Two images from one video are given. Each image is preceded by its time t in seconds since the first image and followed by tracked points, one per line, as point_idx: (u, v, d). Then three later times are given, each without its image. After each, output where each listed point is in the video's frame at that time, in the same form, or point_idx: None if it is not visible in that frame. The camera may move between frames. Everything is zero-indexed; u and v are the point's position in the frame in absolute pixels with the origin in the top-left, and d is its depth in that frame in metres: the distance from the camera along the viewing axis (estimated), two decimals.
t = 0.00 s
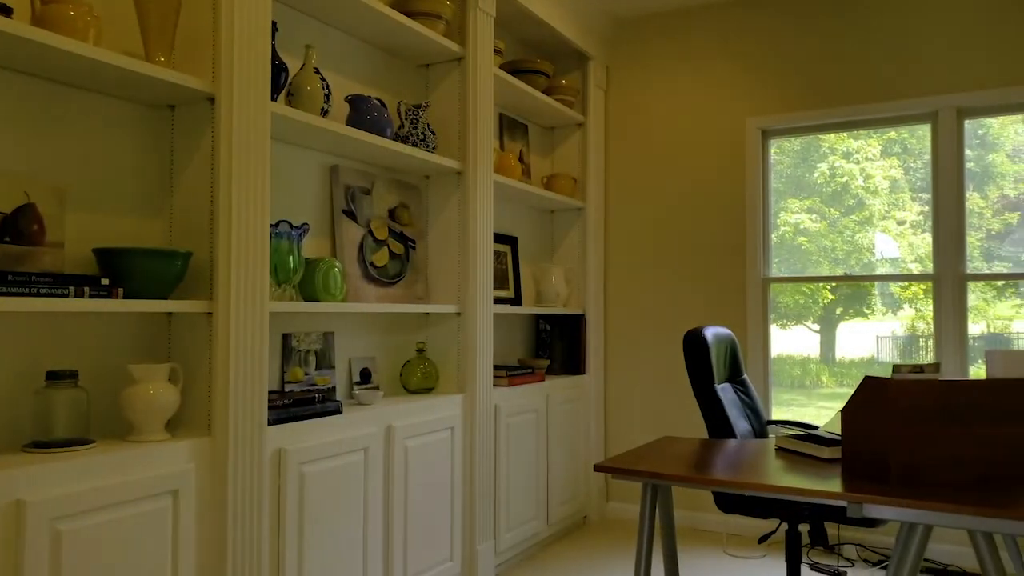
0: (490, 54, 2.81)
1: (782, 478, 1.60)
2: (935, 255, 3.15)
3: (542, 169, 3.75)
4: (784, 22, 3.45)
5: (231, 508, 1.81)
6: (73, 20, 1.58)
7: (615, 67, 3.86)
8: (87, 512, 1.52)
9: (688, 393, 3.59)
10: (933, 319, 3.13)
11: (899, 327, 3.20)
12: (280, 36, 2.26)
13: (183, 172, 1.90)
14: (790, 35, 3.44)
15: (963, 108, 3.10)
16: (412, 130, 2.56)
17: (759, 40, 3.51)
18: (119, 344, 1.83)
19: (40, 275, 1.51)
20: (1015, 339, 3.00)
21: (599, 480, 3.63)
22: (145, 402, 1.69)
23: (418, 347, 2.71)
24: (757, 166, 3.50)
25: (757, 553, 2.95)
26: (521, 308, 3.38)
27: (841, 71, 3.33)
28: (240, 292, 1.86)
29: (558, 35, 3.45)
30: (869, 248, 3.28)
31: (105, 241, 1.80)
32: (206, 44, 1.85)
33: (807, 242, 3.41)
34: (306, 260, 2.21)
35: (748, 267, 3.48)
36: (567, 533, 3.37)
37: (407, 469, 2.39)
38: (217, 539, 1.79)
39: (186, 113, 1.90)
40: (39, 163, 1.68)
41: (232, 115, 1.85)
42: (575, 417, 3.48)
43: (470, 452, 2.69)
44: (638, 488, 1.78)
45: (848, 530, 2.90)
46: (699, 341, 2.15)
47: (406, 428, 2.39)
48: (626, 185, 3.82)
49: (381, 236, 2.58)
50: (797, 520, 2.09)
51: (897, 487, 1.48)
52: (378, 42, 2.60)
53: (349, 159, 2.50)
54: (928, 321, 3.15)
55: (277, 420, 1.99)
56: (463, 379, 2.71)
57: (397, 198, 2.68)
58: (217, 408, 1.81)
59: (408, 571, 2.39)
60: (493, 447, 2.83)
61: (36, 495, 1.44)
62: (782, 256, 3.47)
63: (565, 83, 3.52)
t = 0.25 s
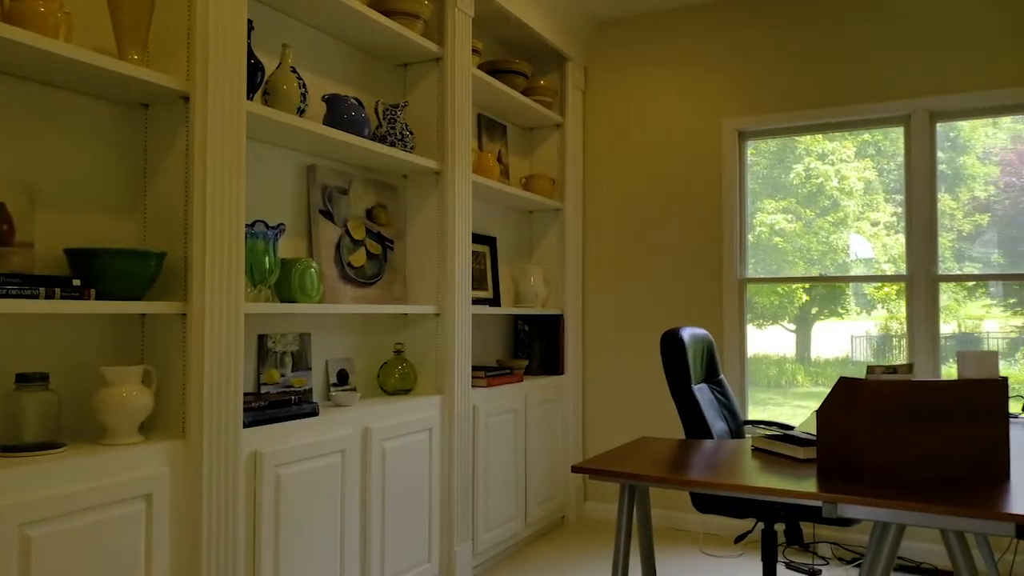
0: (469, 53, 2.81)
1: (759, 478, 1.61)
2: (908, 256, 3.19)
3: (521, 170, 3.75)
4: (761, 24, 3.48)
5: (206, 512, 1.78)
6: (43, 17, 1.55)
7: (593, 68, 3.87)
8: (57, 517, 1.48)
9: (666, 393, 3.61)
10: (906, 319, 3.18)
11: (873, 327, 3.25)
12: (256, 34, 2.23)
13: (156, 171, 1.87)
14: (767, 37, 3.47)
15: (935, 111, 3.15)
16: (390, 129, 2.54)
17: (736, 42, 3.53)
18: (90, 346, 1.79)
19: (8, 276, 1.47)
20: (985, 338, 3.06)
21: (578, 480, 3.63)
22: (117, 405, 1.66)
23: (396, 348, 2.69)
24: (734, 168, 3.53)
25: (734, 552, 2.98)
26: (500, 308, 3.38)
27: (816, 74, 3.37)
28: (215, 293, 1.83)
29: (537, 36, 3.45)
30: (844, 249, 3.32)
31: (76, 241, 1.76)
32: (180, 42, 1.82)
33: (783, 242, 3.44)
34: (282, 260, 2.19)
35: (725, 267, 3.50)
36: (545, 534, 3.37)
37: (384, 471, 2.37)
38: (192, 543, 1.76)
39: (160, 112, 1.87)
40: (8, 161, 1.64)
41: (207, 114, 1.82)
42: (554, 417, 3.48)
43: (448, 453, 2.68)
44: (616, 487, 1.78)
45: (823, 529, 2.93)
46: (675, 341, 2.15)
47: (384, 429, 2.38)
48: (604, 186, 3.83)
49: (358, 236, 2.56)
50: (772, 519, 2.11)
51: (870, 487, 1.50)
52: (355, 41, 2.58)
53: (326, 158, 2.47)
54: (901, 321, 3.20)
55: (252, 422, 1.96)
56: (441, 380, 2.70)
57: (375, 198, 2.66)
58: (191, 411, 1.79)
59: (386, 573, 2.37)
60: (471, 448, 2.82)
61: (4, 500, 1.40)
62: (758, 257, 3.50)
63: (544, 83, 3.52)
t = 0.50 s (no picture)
0: (445, 52, 2.80)
1: (732, 478, 1.62)
2: (878, 257, 3.24)
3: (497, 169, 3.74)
4: (735, 26, 3.51)
5: (176, 517, 1.75)
6: (6, 10, 1.51)
7: (569, 68, 3.88)
8: (21, 522, 1.44)
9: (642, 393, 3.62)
10: (876, 319, 3.23)
11: (845, 327, 3.29)
12: (228, 30, 2.20)
13: (125, 169, 1.83)
14: (741, 40, 3.50)
15: (904, 114, 3.20)
16: (364, 128, 2.51)
17: (711, 44, 3.56)
18: (56, 347, 1.75)
19: None
20: (952, 338, 3.11)
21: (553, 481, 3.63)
22: (84, 408, 1.62)
23: (370, 349, 2.67)
24: (709, 169, 3.56)
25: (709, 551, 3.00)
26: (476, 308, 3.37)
27: (789, 76, 3.41)
28: (185, 293, 1.79)
29: (513, 35, 3.45)
30: (815, 249, 3.37)
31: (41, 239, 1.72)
32: (149, 38, 1.79)
33: (756, 242, 3.48)
34: (254, 259, 2.15)
35: (699, 268, 3.53)
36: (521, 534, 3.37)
37: (359, 473, 2.35)
38: (162, 548, 1.72)
39: (129, 108, 1.83)
40: None
41: (177, 111, 1.79)
42: (530, 418, 3.48)
43: (423, 454, 2.67)
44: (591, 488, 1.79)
45: (796, 527, 2.96)
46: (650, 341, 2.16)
47: (359, 431, 2.36)
48: (580, 186, 3.84)
49: (332, 236, 2.53)
50: (746, 518, 2.12)
51: (842, 486, 1.52)
52: (329, 39, 2.55)
53: (299, 156, 2.44)
54: (871, 321, 3.25)
55: (224, 424, 1.93)
56: (416, 380, 2.68)
57: (349, 197, 2.63)
58: (161, 412, 1.75)
59: None
60: (447, 449, 2.81)
61: None
62: (732, 257, 3.54)
63: (519, 83, 3.51)
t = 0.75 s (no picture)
0: (420, 50, 2.78)
1: (705, 476, 1.63)
2: (848, 258, 3.29)
3: (472, 168, 3.72)
4: (709, 28, 3.54)
5: (144, 519, 1.71)
6: None
7: (545, 68, 3.88)
8: None
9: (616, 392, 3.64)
10: (846, 319, 3.28)
11: (815, 326, 3.34)
12: (198, 24, 2.16)
13: (92, 165, 1.78)
14: (715, 41, 3.53)
15: (874, 117, 3.25)
16: (338, 125, 2.49)
17: (685, 45, 3.59)
18: (20, 347, 1.70)
19: None
20: (919, 337, 3.17)
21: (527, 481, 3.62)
22: (50, 408, 1.58)
23: (344, 348, 2.64)
24: (682, 169, 3.58)
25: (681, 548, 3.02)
26: (451, 308, 3.36)
27: (762, 78, 3.44)
28: (154, 292, 1.76)
29: (489, 34, 3.44)
30: (787, 250, 3.41)
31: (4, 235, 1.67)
32: (118, 32, 1.75)
33: (729, 242, 3.51)
34: (225, 257, 2.12)
35: (673, 268, 3.55)
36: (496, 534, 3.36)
37: (331, 474, 2.32)
38: (130, 551, 1.69)
39: (96, 103, 1.79)
40: None
41: (147, 106, 1.75)
42: (504, 417, 3.48)
43: (397, 454, 2.65)
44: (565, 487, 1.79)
45: (767, 525, 3.00)
46: (624, 341, 2.18)
47: (332, 431, 2.34)
48: (555, 185, 3.84)
49: (305, 234, 2.50)
50: (719, 516, 2.14)
51: (814, 484, 1.54)
52: (303, 35, 2.52)
53: (272, 153, 2.41)
54: (841, 321, 3.30)
55: (194, 424, 1.89)
56: (390, 380, 2.66)
57: (322, 194, 2.60)
58: (130, 413, 1.72)
59: None
60: (421, 449, 2.79)
61: None
62: (705, 257, 3.57)
63: (494, 83, 3.50)
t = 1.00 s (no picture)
0: (393, 48, 2.76)
1: (678, 475, 1.64)
2: (818, 258, 3.34)
3: (446, 167, 3.71)
4: (682, 29, 3.57)
5: (110, 524, 1.68)
6: None
7: (519, 67, 3.88)
8: None
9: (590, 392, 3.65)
10: (816, 318, 3.33)
11: (786, 326, 3.38)
12: (166, 19, 2.12)
13: (56, 161, 1.74)
14: (688, 43, 3.56)
15: (843, 119, 3.30)
16: (310, 123, 2.46)
17: (658, 46, 3.61)
18: None
19: None
20: (887, 337, 3.23)
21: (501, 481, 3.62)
22: (11, 410, 1.54)
23: (316, 348, 2.61)
24: (655, 170, 3.61)
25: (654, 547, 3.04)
26: (424, 307, 3.34)
27: (735, 80, 3.48)
28: (121, 291, 1.72)
29: (464, 32, 3.43)
30: (758, 250, 3.45)
31: None
32: (83, 26, 1.71)
33: (701, 243, 3.55)
34: (194, 256, 2.08)
35: (646, 268, 3.58)
36: (469, 534, 3.35)
37: (303, 475, 2.29)
38: (95, 556, 1.65)
39: (61, 99, 1.75)
40: None
41: (113, 102, 1.71)
42: (478, 417, 3.47)
43: (369, 455, 2.62)
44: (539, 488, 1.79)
45: (739, 522, 3.03)
46: (598, 341, 2.18)
47: (303, 432, 2.31)
48: (529, 185, 3.84)
49: (276, 233, 2.47)
50: (691, 515, 2.16)
51: (786, 483, 1.56)
52: (274, 31, 2.49)
53: (243, 151, 2.37)
54: (811, 320, 3.35)
55: (162, 426, 1.86)
56: (363, 381, 2.64)
57: (294, 193, 2.57)
58: (95, 415, 1.68)
59: None
60: (394, 449, 2.77)
61: None
62: (677, 257, 3.60)
63: (468, 82, 3.49)
